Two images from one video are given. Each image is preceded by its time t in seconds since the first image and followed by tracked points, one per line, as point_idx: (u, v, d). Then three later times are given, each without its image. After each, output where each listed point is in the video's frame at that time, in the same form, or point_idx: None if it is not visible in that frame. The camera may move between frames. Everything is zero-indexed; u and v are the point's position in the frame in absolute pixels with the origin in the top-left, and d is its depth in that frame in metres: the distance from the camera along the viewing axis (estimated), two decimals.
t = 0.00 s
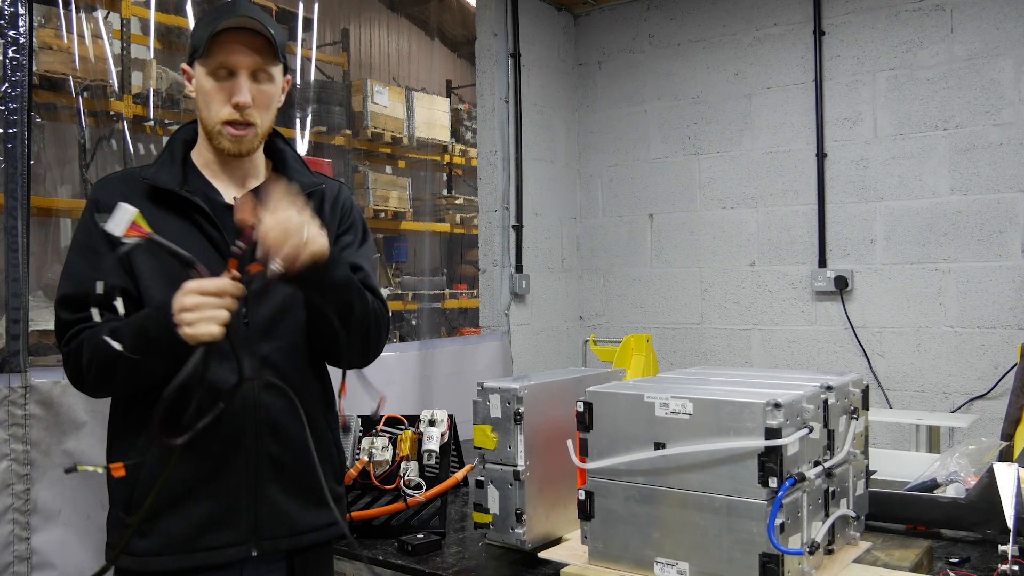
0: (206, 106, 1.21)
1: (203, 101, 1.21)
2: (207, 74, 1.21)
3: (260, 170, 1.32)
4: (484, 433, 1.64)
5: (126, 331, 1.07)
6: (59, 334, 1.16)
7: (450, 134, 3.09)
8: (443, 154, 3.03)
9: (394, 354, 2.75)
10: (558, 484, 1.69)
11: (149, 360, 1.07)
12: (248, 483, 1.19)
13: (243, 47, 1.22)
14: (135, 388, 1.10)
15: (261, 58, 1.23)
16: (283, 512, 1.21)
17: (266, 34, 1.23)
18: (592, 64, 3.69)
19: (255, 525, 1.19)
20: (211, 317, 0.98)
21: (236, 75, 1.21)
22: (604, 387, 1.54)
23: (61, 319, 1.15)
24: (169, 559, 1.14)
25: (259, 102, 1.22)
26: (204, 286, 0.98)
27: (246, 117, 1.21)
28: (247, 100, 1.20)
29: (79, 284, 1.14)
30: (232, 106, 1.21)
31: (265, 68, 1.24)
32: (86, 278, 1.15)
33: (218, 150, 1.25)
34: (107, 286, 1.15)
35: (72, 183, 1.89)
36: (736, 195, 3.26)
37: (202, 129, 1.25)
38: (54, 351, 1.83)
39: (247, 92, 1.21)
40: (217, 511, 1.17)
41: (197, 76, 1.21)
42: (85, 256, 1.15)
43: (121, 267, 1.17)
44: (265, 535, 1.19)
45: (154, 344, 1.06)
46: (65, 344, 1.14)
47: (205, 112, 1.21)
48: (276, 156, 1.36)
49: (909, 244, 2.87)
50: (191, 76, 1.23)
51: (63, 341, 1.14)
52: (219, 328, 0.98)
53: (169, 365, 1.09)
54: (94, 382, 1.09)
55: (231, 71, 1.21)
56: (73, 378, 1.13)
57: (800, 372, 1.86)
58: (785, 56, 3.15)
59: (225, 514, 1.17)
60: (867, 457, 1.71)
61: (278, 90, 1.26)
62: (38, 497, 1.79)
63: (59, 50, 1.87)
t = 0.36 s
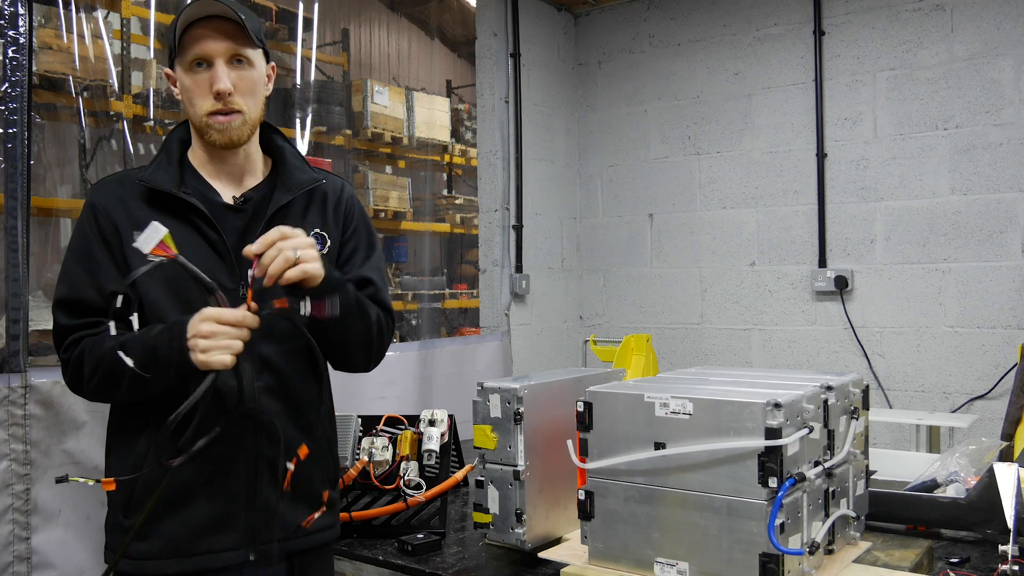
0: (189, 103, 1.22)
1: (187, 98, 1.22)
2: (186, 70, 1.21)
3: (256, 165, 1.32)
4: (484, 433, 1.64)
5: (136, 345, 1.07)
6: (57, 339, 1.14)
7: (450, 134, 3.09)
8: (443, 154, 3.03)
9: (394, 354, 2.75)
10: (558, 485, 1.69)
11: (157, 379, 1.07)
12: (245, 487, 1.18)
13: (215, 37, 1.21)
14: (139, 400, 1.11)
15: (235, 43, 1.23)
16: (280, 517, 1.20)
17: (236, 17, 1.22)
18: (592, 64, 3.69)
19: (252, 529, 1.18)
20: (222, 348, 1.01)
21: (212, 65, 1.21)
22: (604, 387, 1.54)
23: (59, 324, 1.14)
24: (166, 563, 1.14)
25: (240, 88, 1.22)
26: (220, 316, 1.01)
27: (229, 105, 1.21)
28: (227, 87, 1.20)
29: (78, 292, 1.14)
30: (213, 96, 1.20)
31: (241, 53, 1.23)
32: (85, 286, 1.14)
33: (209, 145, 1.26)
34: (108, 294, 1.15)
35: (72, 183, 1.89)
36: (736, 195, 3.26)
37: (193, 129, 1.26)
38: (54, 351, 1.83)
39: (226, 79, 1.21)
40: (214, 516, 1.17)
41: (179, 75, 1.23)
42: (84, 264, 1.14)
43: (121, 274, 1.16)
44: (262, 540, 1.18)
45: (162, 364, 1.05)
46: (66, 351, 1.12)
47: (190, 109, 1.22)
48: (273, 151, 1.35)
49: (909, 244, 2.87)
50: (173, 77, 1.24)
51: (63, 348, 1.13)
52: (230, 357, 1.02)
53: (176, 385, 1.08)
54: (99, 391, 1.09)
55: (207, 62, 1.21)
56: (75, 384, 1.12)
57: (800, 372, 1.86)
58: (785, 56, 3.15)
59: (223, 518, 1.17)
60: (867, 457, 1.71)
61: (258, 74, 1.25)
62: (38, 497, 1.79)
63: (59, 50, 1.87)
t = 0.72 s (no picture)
0: (186, 103, 1.22)
1: (184, 97, 1.22)
2: (182, 69, 1.21)
3: (253, 164, 1.32)
4: (484, 433, 1.65)
5: (131, 351, 1.08)
6: (54, 342, 1.15)
7: (450, 134, 3.09)
8: (443, 154, 3.03)
9: (394, 354, 2.75)
10: (558, 484, 1.69)
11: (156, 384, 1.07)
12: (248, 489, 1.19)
13: (213, 36, 1.22)
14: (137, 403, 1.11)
15: (233, 43, 1.23)
16: (283, 518, 1.21)
17: (235, 17, 1.22)
18: (592, 64, 3.69)
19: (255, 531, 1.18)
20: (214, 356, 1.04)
21: (210, 65, 1.21)
22: (604, 387, 1.54)
23: (54, 328, 1.14)
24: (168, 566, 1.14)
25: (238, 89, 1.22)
26: (213, 324, 1.03)
27: (226, 105, 1.21)
28: (224, 87, 1.20)
29: (75, 297, 1.14)
30: (211, 96, 1.20)
31: (240, 53, 1.23)
32: (81, 289, 1.14)
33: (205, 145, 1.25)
34: (105, 298, 1.15)
35: (72, 183, 1.89)
36: (736, 195, 3.26)
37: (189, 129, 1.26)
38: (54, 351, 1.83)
39: (224, 79, 1.21)
40: (217, 518, 1.17)
41: (175, 75, 1.23)
42: (80, 267, 1.14)
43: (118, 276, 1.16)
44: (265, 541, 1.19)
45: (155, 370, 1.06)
46: (62, 354, 1.13)
47: (187, 109, 1.22)
48: (269, 151, 1.35)
49: (909, 244, 2.87)
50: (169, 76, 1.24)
51: (59, 351, 1.13)
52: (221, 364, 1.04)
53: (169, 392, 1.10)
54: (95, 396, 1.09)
55: (205, 61, 1.21)
56: (70, 387, 1.13)
57: (800, 371, 1.86)
58: (785, 56, 3.15)
59: (225, 521, 1.17)
60: (867, 457, 1.71)
61: (256, 75, 1.25)
62: (38, 497, 1.79)
63: (59, 50, 1.87)
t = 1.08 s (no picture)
0: (194, 100, 1.22)
1: (192, 95, 1.21)
2: (193, 67, 1.21)
3: (256, 164, 1.32)
4: (484, 434, 1.65)
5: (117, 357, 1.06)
6: (51, 340, 1.15)
7: (450, 134, 3.09)
8: (443, 154, 3.04)
9: (394, 354, 2.75)
10: (558, 484, 1.69)
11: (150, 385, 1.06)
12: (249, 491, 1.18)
13: (226, 36, 1.22)
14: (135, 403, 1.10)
15: (245, 44, 1.23)
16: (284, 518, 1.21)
17: (250, 19, 1.23)
18: (592, 64, 3.69)
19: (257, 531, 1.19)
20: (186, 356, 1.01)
21: (221, 65, 1.22)
22: (604, 386, 1.54)
23: (52, 327, 1.14)
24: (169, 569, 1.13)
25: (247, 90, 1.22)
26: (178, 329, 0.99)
27: (235, 105, 1.21)
28: (234, 88, 1.20)
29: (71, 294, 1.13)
30: (220, 95, 1.20)
31: (251, 54, 1.24)
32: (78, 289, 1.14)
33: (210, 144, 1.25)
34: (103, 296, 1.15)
35: (72, 184, 1.89)
36: (736, 195, 3.26)
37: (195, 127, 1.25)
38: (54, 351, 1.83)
39: (234, 80, 1.21)
40: (218, 519, 1.17)
41: (185, 71, 1.22)
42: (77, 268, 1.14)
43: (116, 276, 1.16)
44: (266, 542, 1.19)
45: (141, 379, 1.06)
46: (57, 353, 1.13)
47: (194, 106, 1.21)
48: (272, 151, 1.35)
49: (909, 244, 2.87)
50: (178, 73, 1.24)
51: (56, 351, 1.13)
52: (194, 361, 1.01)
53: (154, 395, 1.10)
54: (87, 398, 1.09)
55: (216, 60, 1.21)
56: (65, 387, 1.12)
57: (800, 371, 1.86)
58: (785, 56, 3.15)
59: (226, 523, 1.17)
60: (867, 457, 1.71)
61: (266, 77, 1.25)
62: (38, 497, 1.79)
63: (59, 50, 1.87)
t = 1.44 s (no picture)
0: (206, 102, 1.20)
1: (204, 97, 1.20)
2: (208, 69, 1.20)
3: (259, 166, 1.32)
4: (484, 433, 1.65)
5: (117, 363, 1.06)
6: (52, 337, 1.12)
7: (450, 134, 3.09)
8: (443, 154, 3.04)
9: (394, 354, 2.75)
10: (558, 484, 1.69)
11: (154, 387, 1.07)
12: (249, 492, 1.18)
13: (246, 42, 1.21)
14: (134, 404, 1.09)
15: (263, 51, 1.23)
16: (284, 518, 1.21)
17: (269, 27, 1.22)
18: (592, 64, 3.69)
19: (257, 533, 1.19)
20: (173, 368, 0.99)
21: (238, 71, 1.21)
22: (604, 386, 1.54)
23: (53, 325, 1.12)
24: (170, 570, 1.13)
25: (261, 98, 1.22)
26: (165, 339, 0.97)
27: (248, 113, 1.21)
28: (249, 95, 1.20)
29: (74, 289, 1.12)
30: (234, 101, 1.20)
31: (268, 62, 1.23)
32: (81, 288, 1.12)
33: (217, 145, 1.25)
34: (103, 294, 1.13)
35: (72, 183, 1.89)
36: (736, 195, 3.26)
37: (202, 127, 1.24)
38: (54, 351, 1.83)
39: (249, 87, 1.21)
40: (218, 521, 1.17)
41: (199, 71, 1.20)
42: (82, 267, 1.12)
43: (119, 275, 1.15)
44: (266, 542, 1.19)
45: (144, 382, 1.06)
46: (60, 352, 1.11)
47: (206, 108, 1.21)
48: (274, 153, 1.35)
49: (909, 244, 2.87)
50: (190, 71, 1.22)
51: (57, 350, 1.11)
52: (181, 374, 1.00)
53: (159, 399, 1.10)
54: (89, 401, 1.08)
55: (232, 65, 1.21)
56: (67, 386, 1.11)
57: (800, 371, 1.86)
58: (785, 56, 3.15)
59: (227, 523, 1.17)
60: (867, 457, 1.71)
61: (279, 85, 1.25)
62: (38, 497, 1.79)
63: (59, 50, 1.87)
